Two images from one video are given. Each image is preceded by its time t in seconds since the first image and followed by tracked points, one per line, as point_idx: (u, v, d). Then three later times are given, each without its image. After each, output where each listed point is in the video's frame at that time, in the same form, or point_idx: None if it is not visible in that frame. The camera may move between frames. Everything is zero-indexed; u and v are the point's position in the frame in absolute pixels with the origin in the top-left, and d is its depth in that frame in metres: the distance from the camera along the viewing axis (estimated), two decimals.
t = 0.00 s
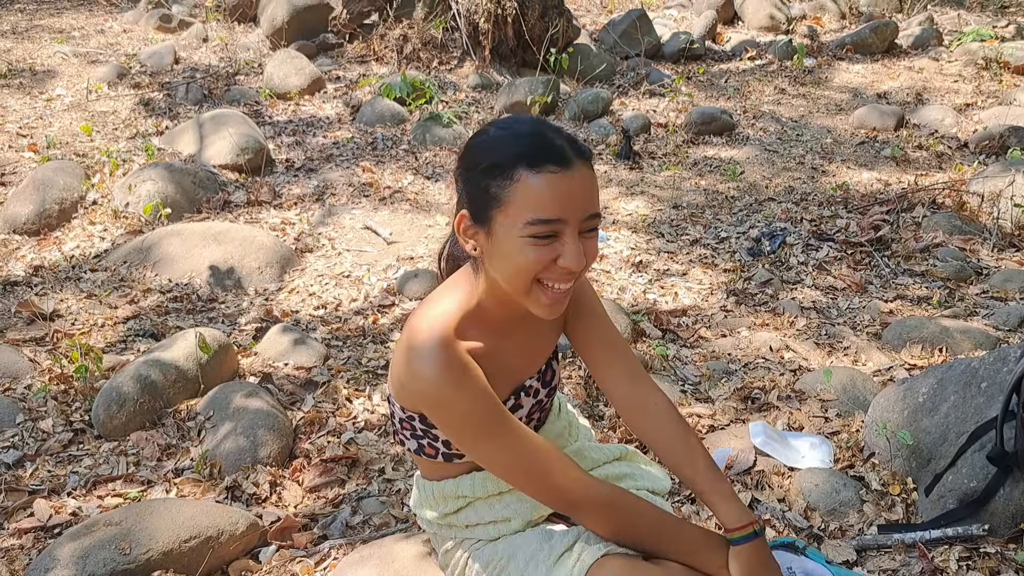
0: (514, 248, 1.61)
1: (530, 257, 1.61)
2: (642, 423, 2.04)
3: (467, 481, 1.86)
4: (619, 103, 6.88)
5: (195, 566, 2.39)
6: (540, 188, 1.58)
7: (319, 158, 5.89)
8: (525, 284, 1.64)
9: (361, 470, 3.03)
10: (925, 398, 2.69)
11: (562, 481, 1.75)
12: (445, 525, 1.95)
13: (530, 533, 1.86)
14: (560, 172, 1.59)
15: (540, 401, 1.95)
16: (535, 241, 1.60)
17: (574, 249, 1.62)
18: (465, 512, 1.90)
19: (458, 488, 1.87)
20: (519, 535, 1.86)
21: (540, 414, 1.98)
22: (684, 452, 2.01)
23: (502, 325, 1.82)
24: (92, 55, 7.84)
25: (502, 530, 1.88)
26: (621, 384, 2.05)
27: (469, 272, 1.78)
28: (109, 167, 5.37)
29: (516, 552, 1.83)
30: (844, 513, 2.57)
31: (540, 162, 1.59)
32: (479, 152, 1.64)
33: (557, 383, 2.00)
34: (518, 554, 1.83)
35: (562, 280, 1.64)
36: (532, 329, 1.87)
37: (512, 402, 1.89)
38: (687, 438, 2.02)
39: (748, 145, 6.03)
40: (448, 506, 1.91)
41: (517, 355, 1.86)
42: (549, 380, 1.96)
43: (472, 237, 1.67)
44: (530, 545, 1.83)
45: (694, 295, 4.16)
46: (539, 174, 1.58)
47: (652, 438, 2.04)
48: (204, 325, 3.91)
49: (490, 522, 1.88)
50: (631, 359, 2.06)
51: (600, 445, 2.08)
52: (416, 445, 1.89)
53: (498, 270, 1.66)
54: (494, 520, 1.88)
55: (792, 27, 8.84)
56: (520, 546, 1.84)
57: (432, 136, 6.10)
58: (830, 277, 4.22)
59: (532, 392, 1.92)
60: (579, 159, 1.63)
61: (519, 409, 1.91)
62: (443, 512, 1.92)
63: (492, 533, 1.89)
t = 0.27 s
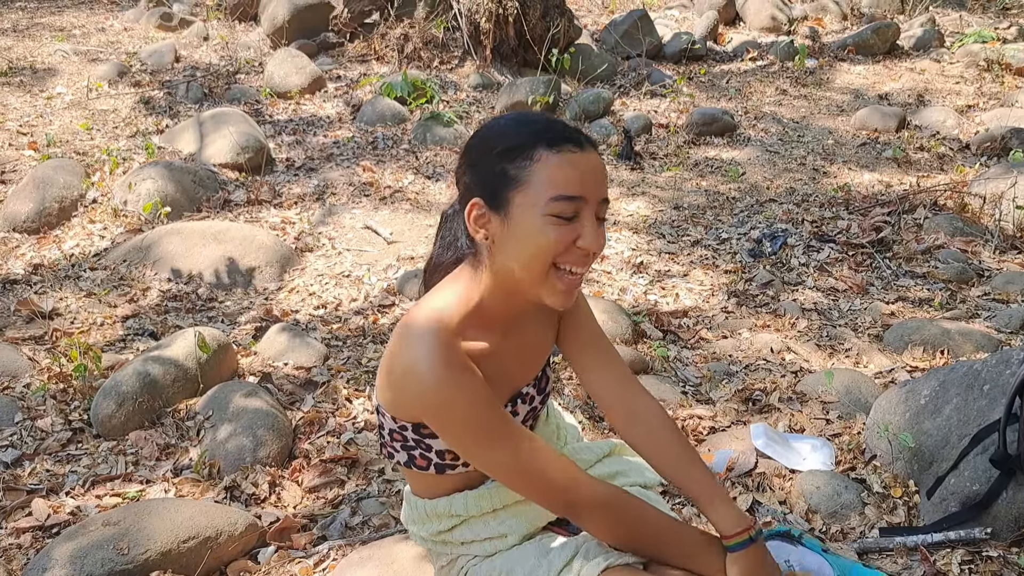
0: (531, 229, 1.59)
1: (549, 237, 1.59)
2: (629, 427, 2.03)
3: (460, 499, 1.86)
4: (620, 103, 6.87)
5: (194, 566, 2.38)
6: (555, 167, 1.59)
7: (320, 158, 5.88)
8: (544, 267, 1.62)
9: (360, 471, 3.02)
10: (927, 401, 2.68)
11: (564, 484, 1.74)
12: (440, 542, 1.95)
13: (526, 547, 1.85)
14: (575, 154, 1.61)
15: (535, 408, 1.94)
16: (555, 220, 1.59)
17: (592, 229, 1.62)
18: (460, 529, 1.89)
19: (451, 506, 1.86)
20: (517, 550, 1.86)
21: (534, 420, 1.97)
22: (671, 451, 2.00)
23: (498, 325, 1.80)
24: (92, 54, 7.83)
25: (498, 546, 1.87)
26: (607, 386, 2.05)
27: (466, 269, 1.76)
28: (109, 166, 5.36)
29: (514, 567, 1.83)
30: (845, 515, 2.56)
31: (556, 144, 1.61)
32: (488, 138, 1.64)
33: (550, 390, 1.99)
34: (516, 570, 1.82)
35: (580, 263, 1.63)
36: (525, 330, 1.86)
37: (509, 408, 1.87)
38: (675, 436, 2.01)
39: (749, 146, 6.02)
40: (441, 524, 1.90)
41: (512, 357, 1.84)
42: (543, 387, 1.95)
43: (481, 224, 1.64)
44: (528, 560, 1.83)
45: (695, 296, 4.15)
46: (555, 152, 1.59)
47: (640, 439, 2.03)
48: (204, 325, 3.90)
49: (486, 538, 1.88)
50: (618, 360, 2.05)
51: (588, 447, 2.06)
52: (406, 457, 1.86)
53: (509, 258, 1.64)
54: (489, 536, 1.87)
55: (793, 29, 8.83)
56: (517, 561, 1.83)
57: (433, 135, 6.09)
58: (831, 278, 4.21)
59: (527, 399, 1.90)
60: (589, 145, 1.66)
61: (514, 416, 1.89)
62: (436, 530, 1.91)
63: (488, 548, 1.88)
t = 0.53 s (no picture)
0: (530, 211, 1.58)
1: (550, 218, 1.58)
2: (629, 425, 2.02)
3: (459, 493, 1.84)
4: (622, 103, 6.87)
5: (195, 565, 2.37)
6: (553, 150, 1.60)
7: (321, 156, 5.87)
8: (545, 250, 1.60)
9: (361, 470, 3.01)
10: (930, 403, 2.67)
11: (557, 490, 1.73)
12: (437, 537, 1.93)
13: (521, 542, 1.84)
14: (572, 139, 1.63)
15: (536, 404, 1.93)
16: (555, 201, 1.58)
17: (593, 211, 1.62)
18: (457, 524, 1.87)
19: (449, 500, 1.86)
20: (510, 546, 1.84)
21: (535, 417, 1.95)
22: (667, 452, 1.99)
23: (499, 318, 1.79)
24: (94, 52, 7.82)
25: (494, 541, 1.86)
26: (608, 384, 2.03)
27: (465, 262, 1.76)
28: (111, 164, 5.35)
29: (506, 564, 1.81)
30: (848, 517, 2.56)
31: (554, 129, 1.62)
32: (487, 129, 1.67)
33: (552, 387, 1.98)
34: (508, 566, 1.80)
35: (582, 245, 1.61)
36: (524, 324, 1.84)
37: (510, 402, 1.86)
38: (671, 436, 2.00)
39: (752, 146, 6.02)
40: (439, 517, 1.89)
41: (512, 352, 1.82)
42: (544, 382, 1.94)
43: (481, 209, 1.64)
44: (521, 556, 1.81)
45: (697, 296, 4.14)
46: (554, 136, 1.61)
47: (638, 439, 2.02)
48: (205, 323, 3.89)
49: (482, 534, 1.86)
50: (620, 359, 2.04)
51: (589, 447, 2.03)
52: (406, 448, 1.86)
53: (507, 245, 1.63)
54: (485, 531, 1.86)
55: (795, 29, 8.82)
56: (511, 557, 1.81)
57: (434, 135, 6.08)
58: (833, 279, 4.21)
59: (528, 394, 1.89)
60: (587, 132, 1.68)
61: (515, 410, 1.88)
62: (433, 524, 1.90)
63: (483, 543, 1.86)
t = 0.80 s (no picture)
0: (509, 204, 1.58)
1: (528, 209, 1.58)
2: (629, 416, 1.98)
3: (465, 479, 1.84)
4: (618, 106, 6.87)
5: (187, 570, 2.36)
6: (527, 143, 1.59)
7: (316, 158, 5.86)
8: (526, 242, 1.60)
9: (355, 474, 3.00)
10: (923, 408, 2.68)
11: (548, 490, 1.72)
12: (435, 524, 1.92)
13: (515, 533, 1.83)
14: (549, 127, 1.62)
15: (542, 396, 1.90)
16: (532, 195, 1.58)
17: (571, 199, 1.61)
18: (457, 511, 1.86)
19: (452, 485, 1.85)
20: (505, 537, 1.82)
21: (543, 411, 1.93)
22: (660, 452, 1.95)
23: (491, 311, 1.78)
24: (88, 52, 7.80)
25: (489, 531, 1.84)
26: (611, 376, 1.99)
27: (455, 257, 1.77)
28: (104, 165, 5.34)
29: (496, 553, 1.79)
30: (841, 522, 2.56)
31: (530, 119, 1.62)
32: (463, 127, 1.66)
33: (562, 381, 1.94)
34: (498, 556, 1.78)
35: (563, 234, 1.61)
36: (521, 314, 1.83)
37: (512, 391, 1.83)
38: (668, 438, 1.96)
39: (746, 150, 6.03)
40: (440, 503, 1.88)
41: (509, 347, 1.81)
42: (552, 376, 1.91)
43: (463, 208, 1.65)
44: (511, 547, 1.79)
45: (691, 300, 4.15)
46: (527, 129, 1.60)
47: (634, 436, 1.98)
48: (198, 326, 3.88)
49: (480, 524, 1.85)
50: (626, 357, 2.00)
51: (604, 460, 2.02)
52: (415, 433, 1.86)
53: (490, 240, 1.64)
54: (482, 522, 1.85)
55: (790, 32, 8.84)
56: (501, 546, 1.80)
57: (429, 137, 6.08)
58: (827, 283, 4.21)
59: (533, 384, 1.86)
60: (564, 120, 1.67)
61: (519, 400, 1.85)
62: (434, 509, 1.89)
63: (478, 532, 1.85)
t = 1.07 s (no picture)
0: (483, 195, 1.60)
1: (501, 199, 1.58)
2: (601, 434, 2.04)
3: (444, 476, 1.84)
4: (599, 110, 6.89)
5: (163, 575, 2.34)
6: (498, 135, 1.59)
7: (297, 161, 5.84)
8: (502, 232, 1.60)
9: (333, 478, 2.99)
10: (898, 410, 2.70)
11: (529, 482, 1.70)
12: (414, 522, 1.91)
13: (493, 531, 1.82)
14: (523, 119, 1.62)
15: (529, 390, 1.89)
16: (504, 186, 1.58)
17: (545, 189, 1.60)
18: (436, 509, 1.85)
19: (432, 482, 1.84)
20: (482, 534, 1.81)
21: (528, 406, 1.92)
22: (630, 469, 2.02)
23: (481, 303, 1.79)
24: (66, 53, 7.72)
25: (468, 530, 1.83)
26: (590, 392, 2.02)
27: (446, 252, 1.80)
28: (83, 167, 5.28)
29: (473, 550, 1.78)
30: (817, 524, 2.58)
31: (504, 111, 1.62)
32: (441, 125, 1.69)
33: (548, 377, 1.94)
34: (474, 553, 1.77)
35: (539, 222, 1.60)
36: (513, 304, 1.84)
37: (499, 381, 1.83)
38: (639, 454, 2.04)
39: (727, 154, 6.07)
40: (420, 500, 1.87)
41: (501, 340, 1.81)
42: (539, 371, 1.91)
43: (445, 203, 1.68)
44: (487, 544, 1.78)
45: (671, 303, 4.16)
46: (497, 121, 1.61)
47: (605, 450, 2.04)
48: (177, 329, 3.85)
49: (458, 522, 1.84)
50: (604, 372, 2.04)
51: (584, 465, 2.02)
52: (402, 423, 1.88)
53: (471, 231, 1.66)
54: (462, 520, 1.84)
55: (771, 38, 8.91)
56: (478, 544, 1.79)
57: (411, 140, 6.07)
58: (806, 287, 4.25)
59: (520, 376, 1.86)
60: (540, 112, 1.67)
61: (505, 392, 1.85)
62: (414, 505, 1.88)
63: (457, 531, 1.83)
